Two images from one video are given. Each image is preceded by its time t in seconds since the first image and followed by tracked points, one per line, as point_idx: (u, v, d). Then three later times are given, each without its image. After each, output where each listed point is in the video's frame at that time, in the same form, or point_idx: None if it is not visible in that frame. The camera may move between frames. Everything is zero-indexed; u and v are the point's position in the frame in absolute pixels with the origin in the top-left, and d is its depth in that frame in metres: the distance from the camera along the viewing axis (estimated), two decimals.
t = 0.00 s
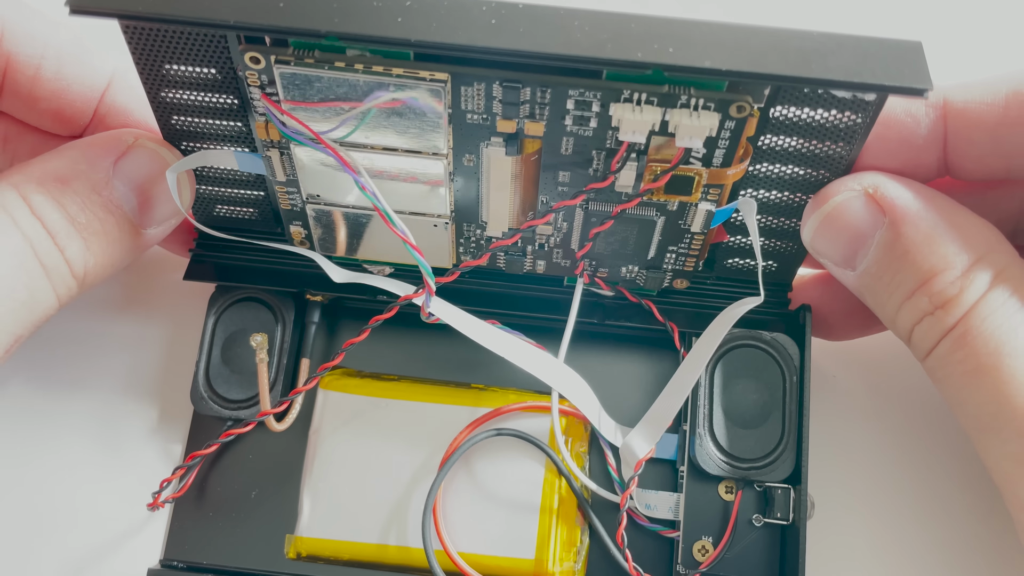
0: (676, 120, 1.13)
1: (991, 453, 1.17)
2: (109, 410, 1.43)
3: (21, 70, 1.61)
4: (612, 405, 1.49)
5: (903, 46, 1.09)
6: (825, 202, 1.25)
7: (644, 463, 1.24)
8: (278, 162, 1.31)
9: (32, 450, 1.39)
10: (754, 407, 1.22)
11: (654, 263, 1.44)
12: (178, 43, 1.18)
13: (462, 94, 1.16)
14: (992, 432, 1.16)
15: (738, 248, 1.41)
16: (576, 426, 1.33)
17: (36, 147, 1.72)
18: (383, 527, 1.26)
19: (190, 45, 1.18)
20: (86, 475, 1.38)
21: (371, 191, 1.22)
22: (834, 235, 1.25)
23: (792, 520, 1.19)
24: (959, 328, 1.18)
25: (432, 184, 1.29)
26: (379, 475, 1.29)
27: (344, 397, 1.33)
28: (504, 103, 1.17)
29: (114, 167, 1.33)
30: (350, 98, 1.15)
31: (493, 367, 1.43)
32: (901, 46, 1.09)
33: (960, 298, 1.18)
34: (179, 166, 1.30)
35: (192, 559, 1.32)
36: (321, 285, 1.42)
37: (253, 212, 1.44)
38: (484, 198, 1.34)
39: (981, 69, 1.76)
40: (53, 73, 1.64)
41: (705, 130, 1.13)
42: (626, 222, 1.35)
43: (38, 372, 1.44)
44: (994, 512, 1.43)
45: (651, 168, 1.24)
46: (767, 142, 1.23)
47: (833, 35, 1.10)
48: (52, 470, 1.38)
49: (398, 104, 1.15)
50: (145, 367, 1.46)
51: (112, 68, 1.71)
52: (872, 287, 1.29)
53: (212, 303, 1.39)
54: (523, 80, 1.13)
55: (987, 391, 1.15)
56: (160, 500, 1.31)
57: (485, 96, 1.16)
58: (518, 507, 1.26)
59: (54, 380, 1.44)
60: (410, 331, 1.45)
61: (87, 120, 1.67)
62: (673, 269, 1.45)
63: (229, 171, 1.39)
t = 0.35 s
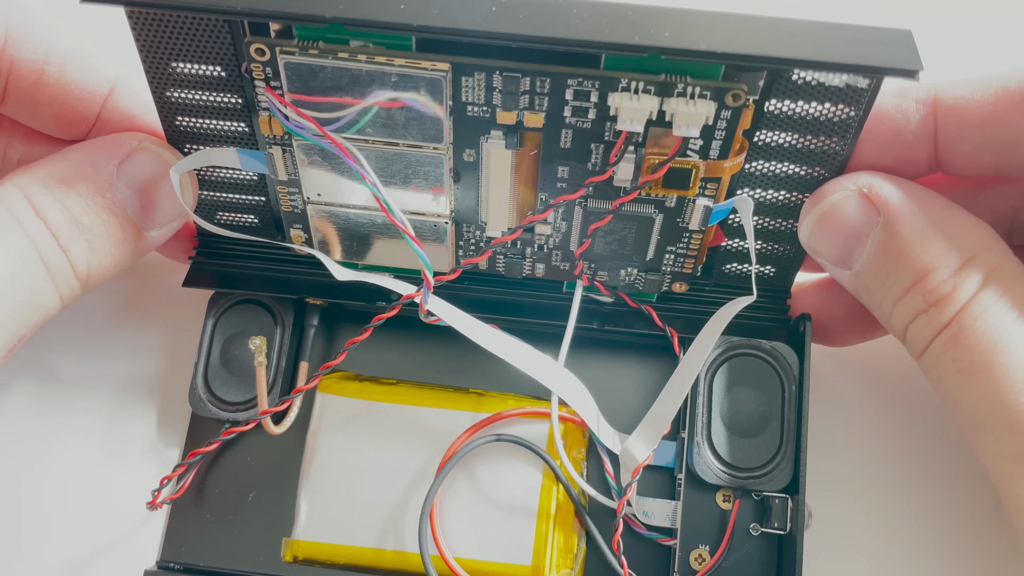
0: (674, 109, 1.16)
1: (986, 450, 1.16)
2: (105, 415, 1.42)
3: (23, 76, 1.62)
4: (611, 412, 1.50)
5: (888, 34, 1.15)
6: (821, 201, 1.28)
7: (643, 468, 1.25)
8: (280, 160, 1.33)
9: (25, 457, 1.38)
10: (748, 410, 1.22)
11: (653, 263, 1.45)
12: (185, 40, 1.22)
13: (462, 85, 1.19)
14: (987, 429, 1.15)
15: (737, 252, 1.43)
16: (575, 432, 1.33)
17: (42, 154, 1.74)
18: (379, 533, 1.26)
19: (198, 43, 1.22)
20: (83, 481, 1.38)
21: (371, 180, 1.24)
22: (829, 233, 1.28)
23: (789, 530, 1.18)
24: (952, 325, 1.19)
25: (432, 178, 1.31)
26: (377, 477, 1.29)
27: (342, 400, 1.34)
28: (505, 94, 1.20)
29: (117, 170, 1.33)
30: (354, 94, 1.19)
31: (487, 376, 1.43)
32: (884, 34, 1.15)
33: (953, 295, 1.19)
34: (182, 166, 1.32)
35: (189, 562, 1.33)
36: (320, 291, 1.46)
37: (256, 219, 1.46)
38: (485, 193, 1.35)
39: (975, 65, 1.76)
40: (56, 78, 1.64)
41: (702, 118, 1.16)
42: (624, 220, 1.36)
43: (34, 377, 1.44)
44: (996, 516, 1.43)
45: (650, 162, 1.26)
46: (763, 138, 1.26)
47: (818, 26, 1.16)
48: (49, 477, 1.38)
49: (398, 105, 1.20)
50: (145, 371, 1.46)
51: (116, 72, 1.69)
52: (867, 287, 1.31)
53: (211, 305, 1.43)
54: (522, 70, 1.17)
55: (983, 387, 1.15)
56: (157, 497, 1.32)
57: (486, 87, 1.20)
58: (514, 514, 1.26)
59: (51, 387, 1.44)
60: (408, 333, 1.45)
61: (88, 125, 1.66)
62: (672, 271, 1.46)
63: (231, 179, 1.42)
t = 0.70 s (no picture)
0: (668, 100, 1.22)
1: (980, 451, 1.14)
2: (111, 438, 1.45)
3: (25, 91, 1.60)
4: (610, 422, 1.52)
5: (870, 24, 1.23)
6: (813, 202, 1.32)
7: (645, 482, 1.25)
8: (279, 165, 1.37)
9: (28, 479, 1.40)
10: (746, 420, 1.22)
11: (651, 269, 1.47)
12: (191, 48, 1.30)
13: (460, 81, 1.26)
14: (978, 432, 1.13)
15: (727, 261, 1.48)
16: (576, 447, 1.33)
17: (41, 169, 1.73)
18: (379, 553, 1.25)
19: (203, 51, 1.30)
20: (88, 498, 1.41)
21: (368, 174, 1.31)
22: (819, 234, 1.31)
23: (793, 543, 1.19)
24: (942, 327, 1.18)
25: (430, 183, 1.37)
26: (376, 497, 1.28)
27: (341, 418, 1.33)
28: (501, 90, 1.26)
29: (116, 184, 1.34)
30: (353, 98, 1.26)
31: (487, 389, 1.44)
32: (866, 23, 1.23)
33: (942, 297, 1.19)
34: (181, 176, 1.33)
35: None
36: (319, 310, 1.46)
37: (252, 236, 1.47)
38: (482, 189, 1.39)
39: (967, 63, 1.75)
40: (59, 93, 1.62)
41: (695, 108, 1.21)
42: (620, 221, 1.40)
43: (30, 403, 1.44)
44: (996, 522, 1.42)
45: (645, 156, 1.31)
46: (755, 138, 1.33)
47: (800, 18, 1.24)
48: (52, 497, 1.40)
49: (396, 112, 1.27)
50: (146, 393, 1.48)
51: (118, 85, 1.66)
52: (861, 291, 1.32)
53: (206, 327, 1.44)
54: (519, 65, 1.23)
55: (974, 389, 1.13)
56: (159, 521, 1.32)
57: (483, 84, 1.26)
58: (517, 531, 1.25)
59: (49, 414, 1.45)
60: (405, 348, 1.46)
61: (88, 140, 1.65)
62: (669, 278, 1.48)
63: (232, 194, 1.47)
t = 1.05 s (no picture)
0: (672, 103, 1.24)
1: (974, 461, 1.05)
2: (117, 457, 1.46)
3: (31, 107, 1.59)
4: (615, 437, 1.52)
5: (866, 22, 1.25)
6: (809, 208, 1.33)
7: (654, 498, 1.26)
8: (283, 177, 1.39)
9: (36, 500, 1.41)
10: (751, 436, 1.24)
11: (655, 281, 1.47)
12: (199, 62, 1.32)
13: (465, 88, 1.29)
14: (972, 440, 1.05)
15: (732, 274, 1.47)
16: (582, 465, 1.34)
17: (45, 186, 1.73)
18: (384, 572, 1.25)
19: (211, 65, 1.32)
20: (96, 516, 1.43)
21: (374, 177, 1.31)
22: (813, 240, 1.31)
23: (800, 560, 1.21)
24: (934, 334, 1.13)
25: (434, 193, 1.38)
26: (379, 517, 1.27)
27: (345, 437, 1.33)
28: (505, 96, 1.29)
29: (120, 200, 1.34)
30: (358, 108, 1.28)
31: (490, 406, 1.44)
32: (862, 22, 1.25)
33: (934, 302, 1.14)
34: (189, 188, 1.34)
35: None
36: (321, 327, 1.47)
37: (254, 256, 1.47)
38: (486, 192, 1.40)
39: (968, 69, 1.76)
40: (64, 110, 1.62)
41: (697, 111, 1.23)
42: (624, 230, 1.41)
43: (34, 424, 1.45)
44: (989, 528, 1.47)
45: (649, 162, 1.33)
46: (757, 146, 1.34)
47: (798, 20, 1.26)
48: (60, 517, 1.42)
49: (400, 126, 1.30)
50: (150, 413, 1.49)
51: (125, 100, 1.66)
52: (858, 299, 1.29)
53: (207, 348, 1.45)
54: (522, 71, 1.26)
55: (966, 396, 1.07)
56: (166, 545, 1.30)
57: (487, 90, 1.29)
58: (523, 550, 1.25)
59: (53, 435, 1.45)
60: (408, 364, 1.46)
61: (94, 156, 1.67)
62: (674, 290, 1.48)
63: (235, 212, 1.48)
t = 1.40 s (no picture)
0: (674, 114, 1.26)
1: (972, 488, 1.07)
2: (115, 474, 1.46)
3: (36, 120, 1.60)
4: (616, 453, 1.51)
5: (867, 34, 1.26)
6: (808, 230, 1.33)
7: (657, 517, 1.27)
8: (287, 190, 1.40)
9: (36, 517, 1.41)
10: (755, 458, 1.27)
11: (657, 296, 1.47)
12: (207, 75, 1.34)
13: (469, 100, 1.30)
14: (969, 468, 1.07)
15: (734, 290, 1.47)
16: (585, 483, 1.34)
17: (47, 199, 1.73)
18: None
19: (218, 78, 1.34)
20: (96, 532, 1.42)
21: (378, 186, 1.31)
22: (811, 263, 1.31)
23: None
24: (933, 359, 1.14)
25: (437, 206, 1.39)
26: (379, 535, 1.27)
27: (346, 454, 1.32)
28: (509, 108, 1.30)
29: (123, 214, 1.34)
30: (363, 119, 1.29)
31: (492, 423, 1.44)
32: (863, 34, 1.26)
33: (933, 327, 1.15)
34: (194, 201, 1.34)
35: None
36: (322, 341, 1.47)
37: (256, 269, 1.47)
38: (489, 204, 1.40)
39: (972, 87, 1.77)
40: (67, 124, 1.62)
41: (700, 123, 1.25)
42: (627, 245, 1.41)
43: (34, 440, 1.45)
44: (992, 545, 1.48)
45: (652, 174, 1.34)
46: (761, 160, 1.35)
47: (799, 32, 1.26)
48: (57, 535, 1.41)
49: (405, 140, 1.31)
50: (150, 427, 1.49)
51: (130, 112, 1.68)
52: (857, 321, 1.29)
53: (207, 363, 1.45)
54: (527, 83, 1.28)
55: (964, 424, 1.08)
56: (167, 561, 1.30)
57: (491, 102, 1.30)
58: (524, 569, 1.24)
59: (52, 452, 1.45)
60: (408, 378, 1.47)
61: (97, 169, 1.67)
62: (677, 305, 1.48)
63: (240, 226, 1.49)
